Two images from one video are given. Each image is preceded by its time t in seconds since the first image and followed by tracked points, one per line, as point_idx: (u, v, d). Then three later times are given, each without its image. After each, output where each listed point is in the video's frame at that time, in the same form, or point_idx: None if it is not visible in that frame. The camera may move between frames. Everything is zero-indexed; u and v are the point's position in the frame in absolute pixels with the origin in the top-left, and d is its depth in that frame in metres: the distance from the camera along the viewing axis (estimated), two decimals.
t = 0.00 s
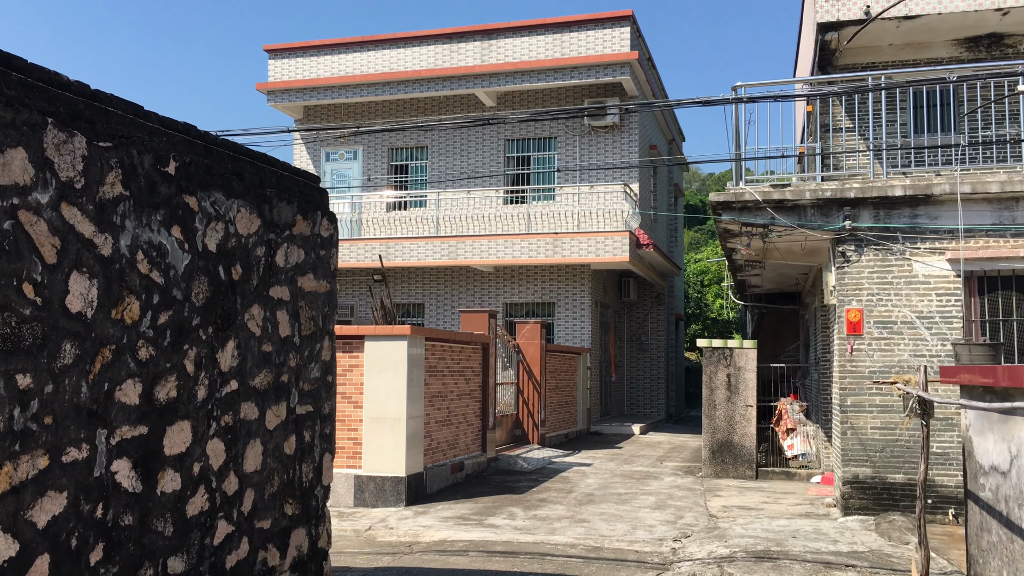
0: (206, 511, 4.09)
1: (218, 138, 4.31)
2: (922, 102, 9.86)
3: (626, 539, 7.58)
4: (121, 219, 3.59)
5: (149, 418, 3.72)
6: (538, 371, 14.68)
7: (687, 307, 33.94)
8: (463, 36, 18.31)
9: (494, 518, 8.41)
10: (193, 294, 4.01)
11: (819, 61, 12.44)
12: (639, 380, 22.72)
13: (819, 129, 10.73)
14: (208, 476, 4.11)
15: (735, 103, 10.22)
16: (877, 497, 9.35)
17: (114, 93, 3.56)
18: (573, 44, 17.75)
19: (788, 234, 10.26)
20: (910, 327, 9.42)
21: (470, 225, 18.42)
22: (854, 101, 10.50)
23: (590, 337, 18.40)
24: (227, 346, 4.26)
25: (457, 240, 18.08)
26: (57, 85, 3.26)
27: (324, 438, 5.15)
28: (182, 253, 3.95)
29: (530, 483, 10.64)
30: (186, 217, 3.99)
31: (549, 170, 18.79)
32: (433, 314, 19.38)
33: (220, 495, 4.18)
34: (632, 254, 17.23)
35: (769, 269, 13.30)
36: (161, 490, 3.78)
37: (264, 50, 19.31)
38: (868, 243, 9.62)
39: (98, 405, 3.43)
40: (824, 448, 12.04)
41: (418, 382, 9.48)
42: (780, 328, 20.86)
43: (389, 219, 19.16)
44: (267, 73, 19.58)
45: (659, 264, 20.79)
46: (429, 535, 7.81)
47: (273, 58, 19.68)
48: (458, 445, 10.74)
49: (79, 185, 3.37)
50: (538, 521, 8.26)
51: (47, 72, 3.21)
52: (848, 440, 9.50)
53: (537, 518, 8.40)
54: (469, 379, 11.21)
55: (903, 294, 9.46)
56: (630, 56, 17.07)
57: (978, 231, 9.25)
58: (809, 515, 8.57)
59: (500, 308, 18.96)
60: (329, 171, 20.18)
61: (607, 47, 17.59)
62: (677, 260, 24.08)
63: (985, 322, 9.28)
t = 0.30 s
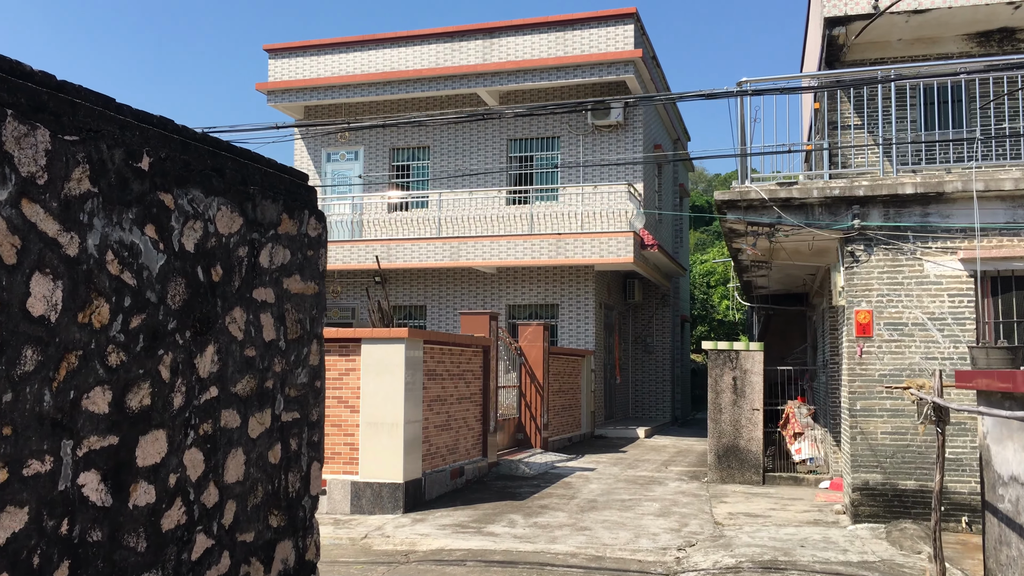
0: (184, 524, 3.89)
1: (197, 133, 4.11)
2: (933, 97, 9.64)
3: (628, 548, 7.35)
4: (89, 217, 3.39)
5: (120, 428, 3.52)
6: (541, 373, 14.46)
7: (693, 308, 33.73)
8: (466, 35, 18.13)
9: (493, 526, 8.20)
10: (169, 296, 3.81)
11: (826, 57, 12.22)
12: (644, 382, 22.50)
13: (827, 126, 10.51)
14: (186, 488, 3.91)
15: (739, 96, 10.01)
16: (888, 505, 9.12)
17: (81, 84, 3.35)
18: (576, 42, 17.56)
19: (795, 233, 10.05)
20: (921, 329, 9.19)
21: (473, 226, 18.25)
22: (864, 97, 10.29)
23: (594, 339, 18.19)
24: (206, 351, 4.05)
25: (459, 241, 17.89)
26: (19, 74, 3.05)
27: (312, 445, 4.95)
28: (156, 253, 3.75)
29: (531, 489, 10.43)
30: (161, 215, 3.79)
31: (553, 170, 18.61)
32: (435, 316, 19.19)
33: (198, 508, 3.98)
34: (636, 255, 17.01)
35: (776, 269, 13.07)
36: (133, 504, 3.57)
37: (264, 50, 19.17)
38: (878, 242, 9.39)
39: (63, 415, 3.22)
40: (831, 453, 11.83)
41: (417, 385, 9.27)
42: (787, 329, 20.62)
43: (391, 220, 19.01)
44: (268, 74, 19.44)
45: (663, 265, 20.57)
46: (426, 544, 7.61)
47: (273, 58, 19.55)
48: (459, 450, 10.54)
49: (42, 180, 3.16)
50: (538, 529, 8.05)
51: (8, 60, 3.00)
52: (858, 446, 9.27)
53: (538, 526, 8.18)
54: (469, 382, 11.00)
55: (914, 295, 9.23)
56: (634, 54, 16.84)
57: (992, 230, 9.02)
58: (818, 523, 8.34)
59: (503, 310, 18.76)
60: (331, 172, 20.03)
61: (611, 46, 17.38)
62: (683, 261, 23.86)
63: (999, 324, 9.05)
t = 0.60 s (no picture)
0: (167, 533, 3.73)
1: (183, 126, 3.96)
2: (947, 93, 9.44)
3: (633, 553, 7.17)
4: (65, 212, 3.23)
5: (98, 432, 3.36)
6: (545, 375, 14.29)
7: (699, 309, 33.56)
8: (469, 33, 17.99)
9: (495, 530, 8.03)
10: (151, 295, 3.65)
11: (834, 53, 12.02)
12: (650, 384, 22.29)
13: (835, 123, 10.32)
14: (169, 495, 3.75)
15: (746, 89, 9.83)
16: (899, 510, 8.92)
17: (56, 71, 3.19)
18: (580, 40, 17.40)
19: (803, 232, 9.87)
20: (933, 329, 8.99)
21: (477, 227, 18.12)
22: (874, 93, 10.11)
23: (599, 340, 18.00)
24: (191, 352, 3.90)
25: (462, 241, 17.73)
26: None
27: (304, 450, 4.79)
28: (138, 251, 3.59)
29: (535, 492, 10.26)
30: (143, 211, 3.63)
31: (557, 170, 18.46)
32: (438, 317, 19.03)
33: (182, 517, 3.82)
34: (641, 256, 16.83)
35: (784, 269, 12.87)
36: (112, 511, 3.41)
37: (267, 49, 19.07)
38: (888, 241, 9.19)
39: (35, 420, 3.06)
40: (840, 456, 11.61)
41: (418, 387, 9.11)
42: (795, 330, 20.41)
43: (394, 220, 18.87)
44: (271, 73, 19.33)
45: (669, 265, 20.38)
46: (426, 550, 7.44)
47: (276, 58, 19.44)
48: (461, 453, 10.37)
49: (13, 173, 3.00)
50: (541, 534, 7.88)
51: None
52: (868, 449, 9.07)
53: (540, 531, 8.01)
54: (472, 384, 10.84)
55: (926, 294, 9.04)
56: (639, 52, 16.67)
57: (1005, 228, 8.82)
58: (827, 528, 8.15)
59: (508, 311, 18.59)
60: (335, 172, 19.93)
61: (616, 44, 17.21)
62: (689, 262, 23.65)
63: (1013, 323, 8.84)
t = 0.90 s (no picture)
0: (146, 540, 3.54)
1: (165, 115, 3.78)
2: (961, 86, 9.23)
3: (638, 559, 6.98)
4: (34, 202, 3.04)
5: (71, 435, 3.18)
6: (549, 376, 14.09)
7: (705, 310, 33.35)
8: (473, 31, 17.83)
9: (497, 535, 7.84)
10: (129, 290, 3.47)
11: (843, 48, 11.82)
12: (656, 385, 22.08)
13: (844, 117, 10.12)
14: (149, 500, 3.57)
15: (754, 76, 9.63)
16: (912, 514, 8.71)
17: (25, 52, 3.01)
18: (585, 38, 17.22)
19: (813, 228, 9.66)
20: (946, 328, 8.78)
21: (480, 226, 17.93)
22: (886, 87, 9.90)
23: (604, 341, 17.80)
24: (173, 351, 3.71)
25: (466, 241, 17.56)
26: None
27: (295, 453, 4.61)
28: (115, 244, 3.42)
29: (538, 495, 10.06)
30: (120, 202, 3.46)
31: (562, 168, 18.28)
32: (442, 317, 18.86)
33: (163, 523, 3.64)
34: (648, 255, 16.62)
35: (792, 268, 12.67)
36: (85, 518, 3.23)
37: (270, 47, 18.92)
38: (901, 238, 8.98)
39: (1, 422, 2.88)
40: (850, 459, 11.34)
41: (418, 388, 8.94)
42: (803, 331, 20.19)
43: (398, 219, 18.71)
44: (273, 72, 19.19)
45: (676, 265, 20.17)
46: (426, 555, 7.25)
47: (278, 56, 19.30)
48: (463, 455, 10.19)
49: None
50: (543, 539, 7.68)
51: None
52: (880, 452, 8.87)
53: (543, 535, 7.82)
54: (474, 385, 10.65)
55: (939, 293, 8.83)
56: (644, 49, 16.50)
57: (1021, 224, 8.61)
58: (838, 532, 7.93)
59: (512, 311, 18.40)
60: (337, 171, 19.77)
61: (621, 41, 17.03)
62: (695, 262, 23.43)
63: None
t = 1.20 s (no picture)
0: (124, 554, 3.38)
1: (146, 110, 3.62)
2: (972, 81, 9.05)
3: (642, 567, 6.80)
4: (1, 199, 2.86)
5: (41, 445, 3.00)
6: (553, 377, 13.91)
7: (712, 310, 33.15)
8: (476, 28, 17.68)
9: (498, 541, 7.67)
10: (104, 291, 3.30)
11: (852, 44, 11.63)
12: (662, 385, 21.89)
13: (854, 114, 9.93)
14: (127, 513, 3.40)
15: (761, 69, 9.46)
16: (924, 521, 8.52)
17: None
18: (589, 35, 17.05)
19: (822, 228, 9.47)
20: (959, 329, 8.59)
21: (483, 226, 17.76)
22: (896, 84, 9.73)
23: (609, 342, 17.62)
24: (152, 355, 3.55)
25: (469, 240, 17.40)
26: None
27: (285, 460, 4.44)
28: (90, 244, 3.26)
29: (541, 499, 9.89)
30: (95, 199, 3.29)
31: (566, 167, 18.13)
32: (446, 318, 18.69)
33: (142, 536, 3.47)
34: (653, 255, 16.44)
35: (800, 268, 12.47)
36: (58, 532, 3.06)
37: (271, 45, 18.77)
38: (912, 237, 8.79)
39: None
40: (859, 462, 11.24)
41: (418, 390, 8.78)
42: (811, 332, 19.98)
43: (401, 219, 18.57)
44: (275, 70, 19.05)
45: (682, 265, 19.97)
46: (424, 562, 7.08)
47: (279, 54, 19.15)
48: (465, 459, 10.02)
49: None
50: (545, 545, 7.50)
51: None
52: (891, 457, 8.67)
53: (545, 542, 7.64)
54: (476, 387, 10.48)
55: (951, 293, 8.64)
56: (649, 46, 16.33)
57: None
58: (848, 539, 7.74)
59: (516, 312, 18.24)
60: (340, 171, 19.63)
61: (626, 38, 16.84)
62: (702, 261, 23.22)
63: None
